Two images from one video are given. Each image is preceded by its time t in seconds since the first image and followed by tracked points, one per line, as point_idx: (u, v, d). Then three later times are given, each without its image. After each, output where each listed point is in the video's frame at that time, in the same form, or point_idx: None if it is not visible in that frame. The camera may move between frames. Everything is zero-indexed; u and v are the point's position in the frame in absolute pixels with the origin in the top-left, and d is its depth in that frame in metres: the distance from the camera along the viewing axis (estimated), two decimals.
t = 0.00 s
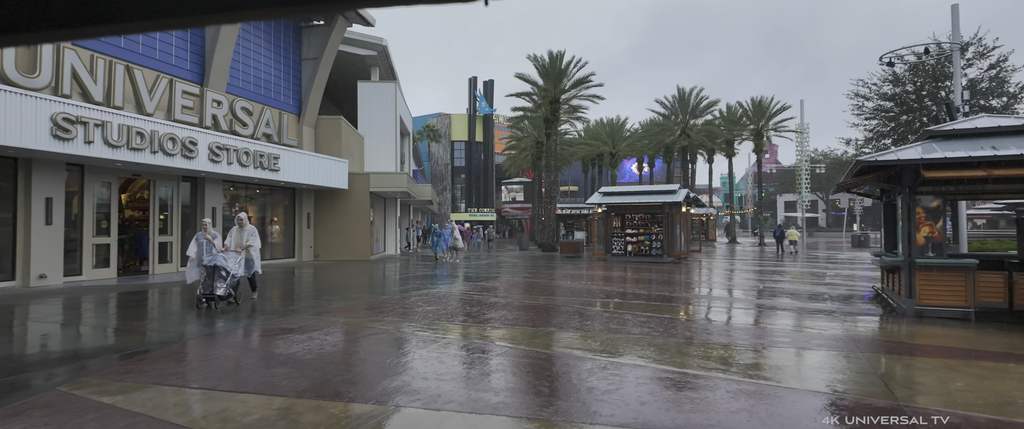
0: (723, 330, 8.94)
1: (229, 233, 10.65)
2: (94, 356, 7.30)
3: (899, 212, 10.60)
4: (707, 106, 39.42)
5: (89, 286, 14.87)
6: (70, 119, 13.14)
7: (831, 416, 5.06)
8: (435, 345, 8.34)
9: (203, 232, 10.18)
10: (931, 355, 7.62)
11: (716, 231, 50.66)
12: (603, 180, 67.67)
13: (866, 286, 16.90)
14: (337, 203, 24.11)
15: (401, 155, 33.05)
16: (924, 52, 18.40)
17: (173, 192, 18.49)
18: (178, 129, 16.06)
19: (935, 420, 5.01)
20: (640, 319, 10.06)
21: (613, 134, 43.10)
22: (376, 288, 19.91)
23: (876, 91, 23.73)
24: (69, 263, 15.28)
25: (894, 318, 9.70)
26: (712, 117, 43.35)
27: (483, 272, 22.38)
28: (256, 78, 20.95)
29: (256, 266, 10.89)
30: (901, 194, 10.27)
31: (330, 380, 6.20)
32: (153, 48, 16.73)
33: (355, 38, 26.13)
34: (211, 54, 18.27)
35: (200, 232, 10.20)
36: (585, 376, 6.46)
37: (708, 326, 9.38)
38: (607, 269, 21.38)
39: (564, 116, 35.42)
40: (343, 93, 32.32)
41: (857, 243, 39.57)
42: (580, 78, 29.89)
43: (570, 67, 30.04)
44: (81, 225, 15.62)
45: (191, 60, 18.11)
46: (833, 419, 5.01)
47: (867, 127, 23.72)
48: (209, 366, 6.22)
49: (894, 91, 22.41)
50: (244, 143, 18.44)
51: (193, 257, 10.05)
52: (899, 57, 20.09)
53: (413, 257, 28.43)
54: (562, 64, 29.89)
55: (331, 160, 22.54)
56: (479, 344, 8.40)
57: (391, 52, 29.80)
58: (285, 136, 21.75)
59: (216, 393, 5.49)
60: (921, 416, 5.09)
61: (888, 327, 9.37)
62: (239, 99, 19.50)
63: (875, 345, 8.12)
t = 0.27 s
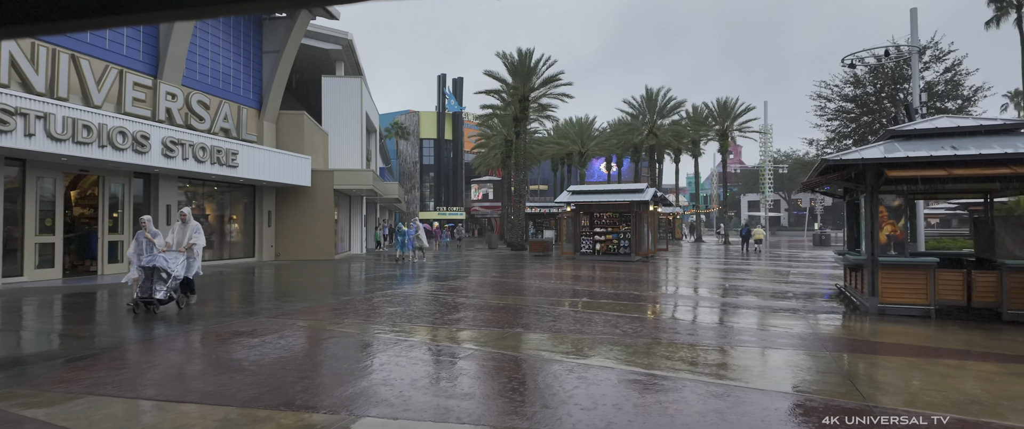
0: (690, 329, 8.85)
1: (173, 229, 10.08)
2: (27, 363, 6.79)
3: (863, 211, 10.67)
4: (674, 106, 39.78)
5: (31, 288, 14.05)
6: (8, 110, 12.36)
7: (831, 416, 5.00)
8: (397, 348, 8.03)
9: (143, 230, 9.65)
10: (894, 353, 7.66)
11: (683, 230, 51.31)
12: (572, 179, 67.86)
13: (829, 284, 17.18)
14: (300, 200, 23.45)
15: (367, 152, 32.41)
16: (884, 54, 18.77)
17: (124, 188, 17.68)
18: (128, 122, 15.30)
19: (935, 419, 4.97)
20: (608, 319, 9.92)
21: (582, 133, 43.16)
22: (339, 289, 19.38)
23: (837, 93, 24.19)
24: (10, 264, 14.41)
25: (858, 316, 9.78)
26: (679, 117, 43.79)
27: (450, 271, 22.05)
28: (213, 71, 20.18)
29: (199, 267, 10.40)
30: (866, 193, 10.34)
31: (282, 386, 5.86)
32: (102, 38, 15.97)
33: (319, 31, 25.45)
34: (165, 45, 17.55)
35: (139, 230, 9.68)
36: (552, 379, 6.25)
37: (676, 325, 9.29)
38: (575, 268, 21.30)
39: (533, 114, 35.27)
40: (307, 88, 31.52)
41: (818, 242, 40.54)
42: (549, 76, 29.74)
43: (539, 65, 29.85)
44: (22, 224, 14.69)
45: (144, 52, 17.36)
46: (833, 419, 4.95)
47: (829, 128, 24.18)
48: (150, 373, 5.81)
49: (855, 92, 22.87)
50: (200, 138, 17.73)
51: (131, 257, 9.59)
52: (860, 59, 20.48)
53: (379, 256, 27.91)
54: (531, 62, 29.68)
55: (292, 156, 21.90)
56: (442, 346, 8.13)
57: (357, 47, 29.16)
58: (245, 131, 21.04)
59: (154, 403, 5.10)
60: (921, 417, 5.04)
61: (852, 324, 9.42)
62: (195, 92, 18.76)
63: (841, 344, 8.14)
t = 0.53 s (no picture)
0: (665, 330, 8.72)
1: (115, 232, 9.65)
2: None
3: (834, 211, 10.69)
4: (646, 106, 39.98)
5: None
6: None
7: (831, 417, 4.97)
8: (364, 352, 7.71)
9: (81, 230, 9.16)
10: (868, 353, 7.64)
11: (655, 229, 51.71)
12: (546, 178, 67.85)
13: (799, 283, 17.34)
14: (266, 199, 22.79)
15: (337, 149, 31.79)
16: (853, 56, 19.03)
17: (79, 185, 16.88)
18: (81, 116, 14.56)
19: (936, 420, 4.96)
20: (582, 320, 9.73)
21: (556, 132, 43.07)
22: (307, 289, 18.86)
23: (806, 94, 24.51)
24: None
25: (830, 315, 9.79)
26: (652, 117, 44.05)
27: (422, 271, 21.69)
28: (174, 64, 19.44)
29: (144, 269, 9.90)
30: (837, 193, 10.36)
31: (239, 396, 5.51)
32: (54, 28, 15.22)
33: (286, 25, 24.80)
34: (122, 36, 16.82)
35: (76, 232, 9.21)
36: (525, 384, 6.03)
37: (650, 325, 9.15)
38: (549, 268, 21.14)
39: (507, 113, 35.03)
40: (274, 84, 30.74)
41: (787, 241, 41.23)
42: (523, 74, 29.53)
43: (513, 63, 29.55)
44: None
45: (99, 43, 16.61)
46: (834, 419, 4.91)
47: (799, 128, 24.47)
48: (91, 385, 5.40)
49: (824, 93, 23.18)
50: (160, 133, 17.03)
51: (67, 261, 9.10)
52: (829, 60, 20.73)
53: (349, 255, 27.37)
54: (505, 60, 29.40)
55: (258, 153, 21.25)
56: (411, 350, 7.84)
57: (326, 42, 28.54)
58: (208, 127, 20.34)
59: (92, 418, 4.70)
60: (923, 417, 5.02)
61: (824, 324, 9.42)
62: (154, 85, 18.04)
63: (814, 344, 8.10)
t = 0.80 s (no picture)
0: (638, 330, 8.56)
1: (50, 232, 9.17)
2: None
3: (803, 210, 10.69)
4: (618, 105, 40.12)
5: None
6: None
7: (830, 417, 4.97)
8: (327, 353, 7.38)
9: (8, 230, 8.76)
10: (839, 352, 7.62)
11: (627, 227, 52.02)
12: (519, 177, 67.71)
13: (768, 281, 17.48)
14: (229, 196, 22.10)
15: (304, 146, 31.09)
16: (821, 56, 19.29)
17: (27, 181, 15.97)
18: (28, 109, 13.78)
19: (935, 420, 4.97)
20: (555, 320, 9.50)
21: (528, 130, 42.90)
22: (272, 289, 18.33)
23: (775, 93, 24.81)
24: None
25: (800, 313, 9.80)
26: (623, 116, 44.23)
27: (392, 270, 21.30)
28: (131, 56, 18.68)
29: (84, 271, 9.15)
30: (806, 192, 10.38)
31: (191, 406, 5.15)
32: None
33: (251, 17, 24.10)
34: (74, 25, 16.05)
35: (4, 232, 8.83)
36: (497, 387, 5.80)
37: (622, 325, 9.00)
38: (521, 267, 20.96)
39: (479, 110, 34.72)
40: (239, 78, 29.90)
41: (755, 239, 41.86)
42: (495, 72, 29.27)
43: (485, 59, 29.19)
44: None
45: (49, 32, 15.82)
46: (833, 419, 4.92)
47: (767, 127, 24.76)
48: (21, 396, 4.99)
49: (792, 93, 23.50)
50: (115, 128, 16.28)
51: None
52: (797, 61, 20.98)
53: (317, 254, 26.78)
54: (477, 57, 29.07)
55: (221, 149, 20.56)
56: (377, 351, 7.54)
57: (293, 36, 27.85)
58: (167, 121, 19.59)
59: None
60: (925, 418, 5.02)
61: (793, 322, 9.41)
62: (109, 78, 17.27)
63: (786, 343, 8.07)
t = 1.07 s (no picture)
0: (612, 330, 8.39)
1: None
2: None
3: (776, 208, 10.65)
4: (594, 103, 40.10)
5: None
6: None
7: (830, 417, 4.99)
8: (289, 356, 7.05)
9: None
10: (815, 350, 7.55)
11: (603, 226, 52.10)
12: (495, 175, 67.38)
13: (743, 279, 17.51)
14: (195, 194, 21.43)
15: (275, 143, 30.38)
16: (794, 55, 19.43)
17: None
18: None
19: (935, 420, 4.98)
20: (528, 320, 9.28)
21: (504, 128, 42.62)
22: (240, 289, 17.77)
23: (748, 93, 24.98)
24: None
25: (774, 311, 9.74)
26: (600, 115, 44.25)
27: (365, 270, 20.84)
28: (89, 48, 17.96)
29: (17, 275, 8.69)
30: (779, 189, 10.33)
31: (134, 416, 4.80)
32: None
33: (218, 10, 23.40)
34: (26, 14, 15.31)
35: None
36: (467, 389, 5.57)
37: (597, 325, 8.82)
38: (496, 265, 20.67)
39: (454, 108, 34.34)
40: (207, 72, 29.08)
41: (729, 237, 42.23)
42: (470, 68, 28.94)
43: (460, 56, 28.86)
44: None
45: None
46: (832, 419, 4.93)
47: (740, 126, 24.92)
48: None
49: (765, 93, 23.67)
50: (70, 122, 15.57)
51: None
52: (770, 60, 21.11)
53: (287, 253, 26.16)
54: (452, 53, 28.70)
55: (185, 145, 19.88)
56: (343, 353, 7.23)
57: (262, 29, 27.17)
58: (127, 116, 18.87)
59: None
60: (926, 418, 5.04)
61: (768, 320, 9.34)
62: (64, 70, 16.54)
63: (762, 341, 7.98)
